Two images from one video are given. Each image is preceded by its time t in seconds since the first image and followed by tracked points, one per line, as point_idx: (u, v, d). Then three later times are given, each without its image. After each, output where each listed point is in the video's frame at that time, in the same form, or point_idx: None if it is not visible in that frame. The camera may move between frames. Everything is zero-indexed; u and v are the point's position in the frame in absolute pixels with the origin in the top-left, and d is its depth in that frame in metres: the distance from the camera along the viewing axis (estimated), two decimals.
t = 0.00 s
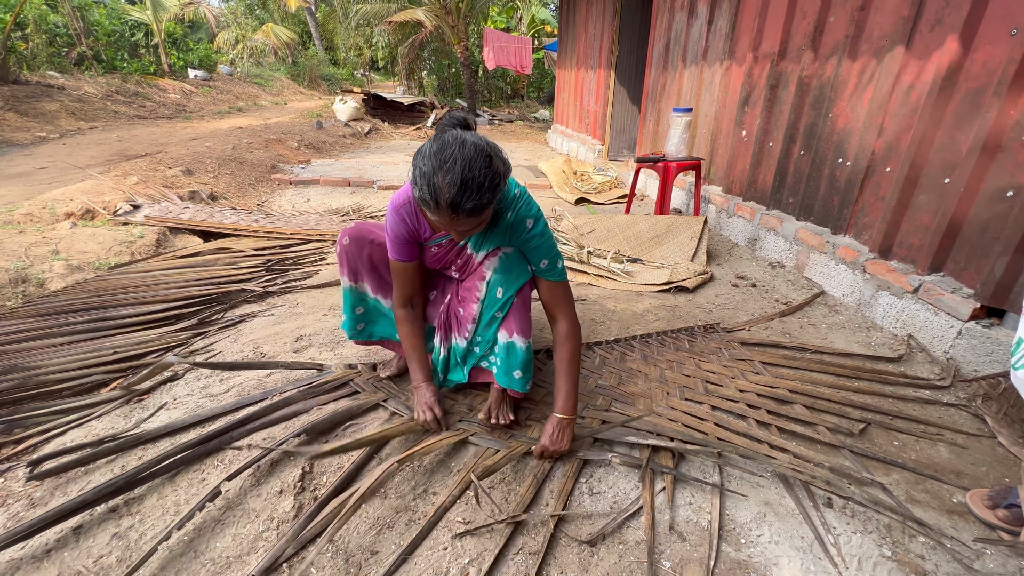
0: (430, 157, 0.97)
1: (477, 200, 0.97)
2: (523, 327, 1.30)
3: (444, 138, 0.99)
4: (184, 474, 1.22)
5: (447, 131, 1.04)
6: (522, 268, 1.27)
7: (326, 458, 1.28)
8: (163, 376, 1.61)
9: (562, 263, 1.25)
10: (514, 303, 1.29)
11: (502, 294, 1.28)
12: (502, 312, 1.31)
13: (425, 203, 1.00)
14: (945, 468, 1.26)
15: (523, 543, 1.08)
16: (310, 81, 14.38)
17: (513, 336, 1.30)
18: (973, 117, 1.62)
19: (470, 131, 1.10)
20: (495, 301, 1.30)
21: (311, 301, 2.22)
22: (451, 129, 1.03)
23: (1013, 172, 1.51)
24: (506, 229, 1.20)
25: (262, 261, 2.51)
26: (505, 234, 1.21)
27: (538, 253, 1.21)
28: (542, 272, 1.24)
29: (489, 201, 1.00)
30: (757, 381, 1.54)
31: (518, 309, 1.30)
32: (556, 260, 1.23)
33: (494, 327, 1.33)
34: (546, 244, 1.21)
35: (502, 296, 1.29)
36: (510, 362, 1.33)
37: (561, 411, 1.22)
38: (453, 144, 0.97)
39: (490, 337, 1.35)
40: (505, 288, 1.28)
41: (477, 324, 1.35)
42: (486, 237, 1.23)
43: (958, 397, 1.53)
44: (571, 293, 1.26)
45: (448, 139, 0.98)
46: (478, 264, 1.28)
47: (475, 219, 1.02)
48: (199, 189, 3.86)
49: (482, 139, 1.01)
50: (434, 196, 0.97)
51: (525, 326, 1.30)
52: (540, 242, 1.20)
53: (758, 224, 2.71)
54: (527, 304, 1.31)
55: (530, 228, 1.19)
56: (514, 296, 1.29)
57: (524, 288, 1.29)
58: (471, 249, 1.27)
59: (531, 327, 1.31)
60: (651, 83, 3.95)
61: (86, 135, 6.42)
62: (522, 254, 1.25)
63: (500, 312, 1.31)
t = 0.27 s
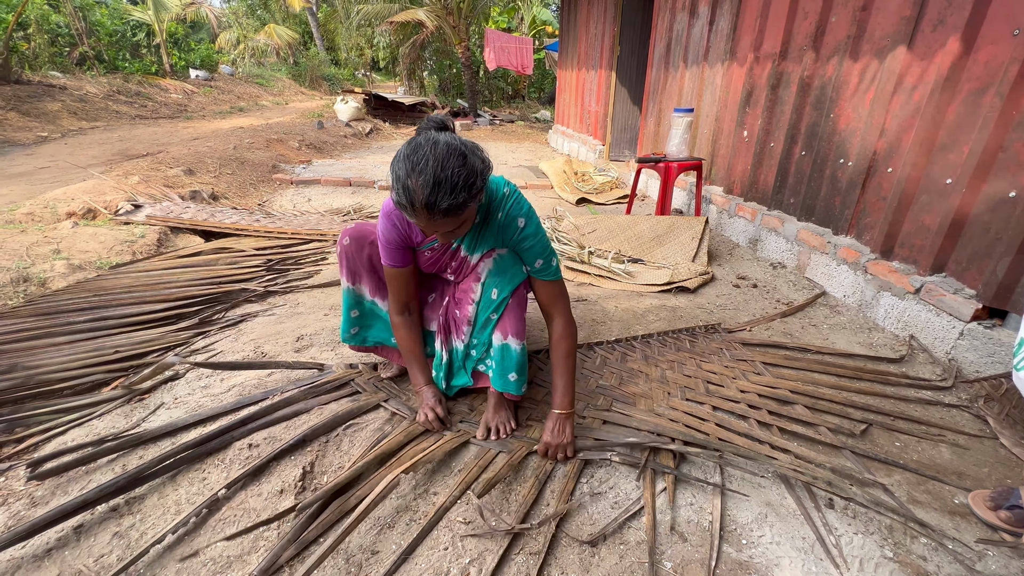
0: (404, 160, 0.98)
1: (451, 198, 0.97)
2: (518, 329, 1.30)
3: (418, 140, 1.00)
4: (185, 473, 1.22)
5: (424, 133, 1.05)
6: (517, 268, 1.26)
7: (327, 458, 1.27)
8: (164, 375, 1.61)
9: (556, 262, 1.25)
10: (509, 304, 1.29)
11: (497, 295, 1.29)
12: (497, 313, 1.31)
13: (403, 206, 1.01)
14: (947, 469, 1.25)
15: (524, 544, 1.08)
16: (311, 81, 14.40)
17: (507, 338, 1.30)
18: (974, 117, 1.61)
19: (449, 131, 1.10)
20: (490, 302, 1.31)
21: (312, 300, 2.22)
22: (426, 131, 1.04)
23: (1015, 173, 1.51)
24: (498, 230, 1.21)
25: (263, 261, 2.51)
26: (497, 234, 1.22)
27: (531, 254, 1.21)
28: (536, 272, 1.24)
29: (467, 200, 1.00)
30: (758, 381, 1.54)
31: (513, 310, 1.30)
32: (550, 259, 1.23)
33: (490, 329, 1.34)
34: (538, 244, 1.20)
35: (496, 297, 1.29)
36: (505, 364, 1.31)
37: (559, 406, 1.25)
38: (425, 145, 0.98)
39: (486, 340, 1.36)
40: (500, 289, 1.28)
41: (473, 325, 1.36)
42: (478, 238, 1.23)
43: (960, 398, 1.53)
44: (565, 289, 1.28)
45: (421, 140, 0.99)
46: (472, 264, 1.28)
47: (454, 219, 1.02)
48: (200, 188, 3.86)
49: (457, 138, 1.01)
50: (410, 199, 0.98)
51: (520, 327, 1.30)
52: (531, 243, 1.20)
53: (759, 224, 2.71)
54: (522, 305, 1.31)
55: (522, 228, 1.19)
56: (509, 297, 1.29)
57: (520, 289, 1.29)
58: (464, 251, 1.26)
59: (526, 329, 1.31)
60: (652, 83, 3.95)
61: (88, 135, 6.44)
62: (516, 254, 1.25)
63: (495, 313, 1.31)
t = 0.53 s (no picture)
0: (397, 155, 0.99)
1: (453, 178, 0.97)
2: (514, 325, 1.28)
3: (404, 135, 1.01)
4: (186, 473, 1.22)
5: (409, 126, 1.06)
6: (514, 262, 1.26)
7: (327, 458, 1.27)
8: (166, 376, 1.61)
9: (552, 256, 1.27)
10: (506, 299, 1.27)
11: (494, 290, 1.28)
12: (494, 309, 1.30)
13: (406, 199, 1.01)
14: (948, 471, 1.25)
15: (525, 545, 1.08)
16: (313, 82, 14.42)
17: (503, 333, 1.28)
18: (976, 118, 1.61)
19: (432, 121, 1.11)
20: (487, 297, 1.30)
21: (313, 301, 2.22)
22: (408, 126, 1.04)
23: (1016, 174, 1.51)
24: (495, 221, 1.21)
25: (265, 261, 2.51)
26: (494, 226, 1.22)
27: (529, 246, 1.23)
28: (534, 265, 1.25)
29: (467, 178, 1.00)
30: (759, 382, 1.54)
31: (509, 306, 1.27)
32: (547, 253, 1.25)
33: (487, 325, 1.33)
34: (536, 236, 1.22)
35: (493, 293, 1.28)
36: (502, 360, 1.30)
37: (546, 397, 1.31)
38: (413, 135, 0.98)
39: (483, 336, 1.35)
40: (497, 284, 1.27)
41: (472, 321, 1.36)
42: (477, 230, 1.24)
43: (961, 399, 1.53)
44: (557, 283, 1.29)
45: (408, 133, 0.99)
46: (471, 258, 1.29)
47: (459, 201, 1.02)
48: (201, 189, 3.87)
49: (440, 124, 1.02)
50: (413, 190, 0.98)
51: (516, 323, 1.28)
52: (528, 235, 1.21)
53: (760, 225, 2.70)
54: (519, 300, 1.29)
55: (518, 220, 1.20)
56: (505, 293, 1.27)
57: (516, 283, 1.27)
58: (463, 243, 1.27)
59: (522, 325, 1.29)
60: (653, 84, 3.94)
61: (90, 135, 6.44)
62: (513, 248, 1.26)
63: (491, 309, 1.30)
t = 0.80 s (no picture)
0: (405, 157, 0.98)
1: (462, 182, 0.98)
2: (515, 329, 1.29)
3: (410, 137, 1.01)
4: (187, 474, 1.23)
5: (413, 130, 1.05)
6: (513, 267, 1.26)
7: (328, 459, 1.27)
8: (166, 376, 1.61)
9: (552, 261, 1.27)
10: (506, 303, 1.28)
11: (493, 295, 1.27)
12: (494, 314, 1.30)
13: (413, 203, 1.00)
14: (949, 472, 1.25)
15: (525, 546, 1.07)
16: (314, 82, 14.44)
17: (504, 338, 1.28)
18: (978, 119, 1.61)
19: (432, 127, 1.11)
20: (486, 302, 1.29)
21: (314, 301, 2.23)
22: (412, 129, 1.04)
23: (1018, 174, 1.50)
24: (495, 227, 1.22)
25: (266, 261, 2.52)
26: (494, 231, 1.22)
27: (530, 252, 1.22)
28: (535, 270, 1.25)
29: (474, 184, 1.01)
30: (760, 383, 1.54)
31: (509, 311, 1.28)
32: (548, 257, 1.25)
33: (487, 329, 1.33)
34: (536, 242, 1.22)
35: (492, 298, 1.28)
36: (503, 365, 1.30)
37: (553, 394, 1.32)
38: (422, 139, 0.98)
39: (483, 340, 1.35)
40: (496, 289, 1.27)
41: (470, 326, 1.35)
42: (476, 236, 1.24)
43: (963, 400, 1.52)
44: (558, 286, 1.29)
45: (415, 136, 0.99)
46: (468, 263, 1.29)
47: (465, 207, 1.03)
48: (203, 189, 3.87)
49: (447, 128, 1.03)
50: (421, 193, 0.97)
51: (516, 328, 1.29)
52: (528, 240, 1.21)
53: (761, 225, 2.70)
54: (519, 304, 1.30)
55: (518, 226, 1.20)
56: (505, 297, 1.27)
57: (516, 288, 1.27)
58: (461, 249, 1.27)
59: (522, 329, 1.30)
60: (654, 84, 3.94)
61: (91, 136, 6.46)
62: (513, 253, 1.25)
63: (491, 314, 1.30)
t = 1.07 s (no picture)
0: (409, 161, 0.98)
1: (458, 198, 0.98)
2: (511, 329, 1.28)
3: (420, 142, 1.00)
4: (187, 474, 1.22)
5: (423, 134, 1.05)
6: (507, 266, 1.27)
7: (328, 460, 1.27)
8: (167, 376, 1.61)
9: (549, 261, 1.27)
10: (501, 303, 1.28)
11: (489, 295, 1.28)
12: (490, 313, 1.29)
13: (406, 206, 0.99)
14: (952, 473, 1.24)
15: (526, 547, 1.07)
16: (315, 83, 14.45)
17: (499, 337, 1.28)
18: (981, 119, 1.60)
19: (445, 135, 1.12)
20: (482, 302, 1.29)
21: (314, 302, 2.23)
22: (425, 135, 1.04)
23: (1021, 175, 1.50)
24: (489, 230, 1.21)
25: (266, 262, 2.52)
26: (487, 234, 1.22)
27: (525, 252, 1.22)
28: (530, 270, 1.25)
29: (471, 201, 1.01)
30: (761, 384, 1.53)
31: (505, 310, 1.28)
32: (544, 257, 1.24)
33: (483, 329, 1.31)
34: (531, 244, 1.22)
35: (488, 297, 1.28)
36: (498, 365, 1.27)
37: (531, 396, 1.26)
38: (431, 146, 0.98)
39: (480, 340, 1.32)
40: (491, 288, 1.28)
41: (467, 326, 1.34)
42: (470, 239, 1.24)
43: (965, 401, 1.52)
44: (559, 290, 1.28)
45: (425, 142, 0.99)
46: (463, 265, 1.30)
47: (458, 221, 1.02)
48: (203, 189, 3.88)
49: (458, 142, 1.03)
50: (417, 199, 0.97)
51: (512, 327, 1.28)
52: (524, 241, 1.21)
53: (763, 225, 2.70)
54: (515, 303, 1.30)
55: (513, 228, 1.20)
56: (501, 296, 1.28)
57: (511, 287, 1.28)
58: (456, 252, 1.27)
59: (518, 329, 1.30)
60: (655, 84, 3.94)
61: (93, 136, 6.47)
62: (508, 253, 1.26)
63: (488, 313, 1.29)
